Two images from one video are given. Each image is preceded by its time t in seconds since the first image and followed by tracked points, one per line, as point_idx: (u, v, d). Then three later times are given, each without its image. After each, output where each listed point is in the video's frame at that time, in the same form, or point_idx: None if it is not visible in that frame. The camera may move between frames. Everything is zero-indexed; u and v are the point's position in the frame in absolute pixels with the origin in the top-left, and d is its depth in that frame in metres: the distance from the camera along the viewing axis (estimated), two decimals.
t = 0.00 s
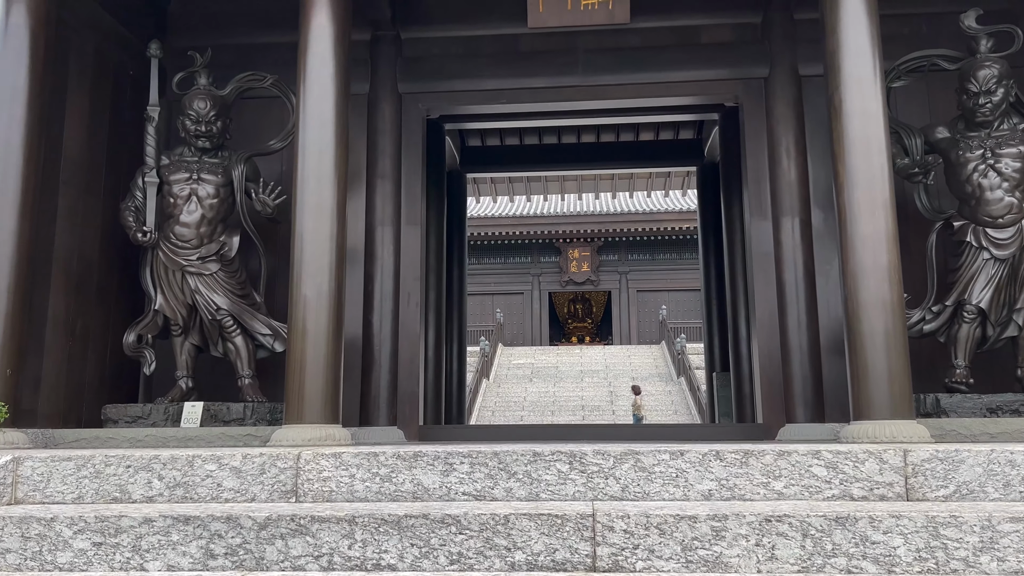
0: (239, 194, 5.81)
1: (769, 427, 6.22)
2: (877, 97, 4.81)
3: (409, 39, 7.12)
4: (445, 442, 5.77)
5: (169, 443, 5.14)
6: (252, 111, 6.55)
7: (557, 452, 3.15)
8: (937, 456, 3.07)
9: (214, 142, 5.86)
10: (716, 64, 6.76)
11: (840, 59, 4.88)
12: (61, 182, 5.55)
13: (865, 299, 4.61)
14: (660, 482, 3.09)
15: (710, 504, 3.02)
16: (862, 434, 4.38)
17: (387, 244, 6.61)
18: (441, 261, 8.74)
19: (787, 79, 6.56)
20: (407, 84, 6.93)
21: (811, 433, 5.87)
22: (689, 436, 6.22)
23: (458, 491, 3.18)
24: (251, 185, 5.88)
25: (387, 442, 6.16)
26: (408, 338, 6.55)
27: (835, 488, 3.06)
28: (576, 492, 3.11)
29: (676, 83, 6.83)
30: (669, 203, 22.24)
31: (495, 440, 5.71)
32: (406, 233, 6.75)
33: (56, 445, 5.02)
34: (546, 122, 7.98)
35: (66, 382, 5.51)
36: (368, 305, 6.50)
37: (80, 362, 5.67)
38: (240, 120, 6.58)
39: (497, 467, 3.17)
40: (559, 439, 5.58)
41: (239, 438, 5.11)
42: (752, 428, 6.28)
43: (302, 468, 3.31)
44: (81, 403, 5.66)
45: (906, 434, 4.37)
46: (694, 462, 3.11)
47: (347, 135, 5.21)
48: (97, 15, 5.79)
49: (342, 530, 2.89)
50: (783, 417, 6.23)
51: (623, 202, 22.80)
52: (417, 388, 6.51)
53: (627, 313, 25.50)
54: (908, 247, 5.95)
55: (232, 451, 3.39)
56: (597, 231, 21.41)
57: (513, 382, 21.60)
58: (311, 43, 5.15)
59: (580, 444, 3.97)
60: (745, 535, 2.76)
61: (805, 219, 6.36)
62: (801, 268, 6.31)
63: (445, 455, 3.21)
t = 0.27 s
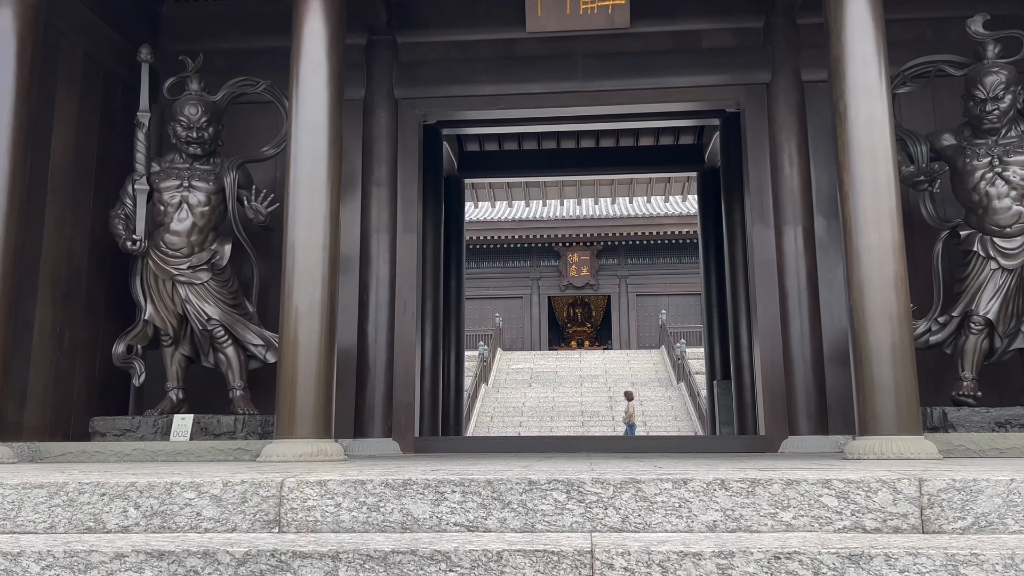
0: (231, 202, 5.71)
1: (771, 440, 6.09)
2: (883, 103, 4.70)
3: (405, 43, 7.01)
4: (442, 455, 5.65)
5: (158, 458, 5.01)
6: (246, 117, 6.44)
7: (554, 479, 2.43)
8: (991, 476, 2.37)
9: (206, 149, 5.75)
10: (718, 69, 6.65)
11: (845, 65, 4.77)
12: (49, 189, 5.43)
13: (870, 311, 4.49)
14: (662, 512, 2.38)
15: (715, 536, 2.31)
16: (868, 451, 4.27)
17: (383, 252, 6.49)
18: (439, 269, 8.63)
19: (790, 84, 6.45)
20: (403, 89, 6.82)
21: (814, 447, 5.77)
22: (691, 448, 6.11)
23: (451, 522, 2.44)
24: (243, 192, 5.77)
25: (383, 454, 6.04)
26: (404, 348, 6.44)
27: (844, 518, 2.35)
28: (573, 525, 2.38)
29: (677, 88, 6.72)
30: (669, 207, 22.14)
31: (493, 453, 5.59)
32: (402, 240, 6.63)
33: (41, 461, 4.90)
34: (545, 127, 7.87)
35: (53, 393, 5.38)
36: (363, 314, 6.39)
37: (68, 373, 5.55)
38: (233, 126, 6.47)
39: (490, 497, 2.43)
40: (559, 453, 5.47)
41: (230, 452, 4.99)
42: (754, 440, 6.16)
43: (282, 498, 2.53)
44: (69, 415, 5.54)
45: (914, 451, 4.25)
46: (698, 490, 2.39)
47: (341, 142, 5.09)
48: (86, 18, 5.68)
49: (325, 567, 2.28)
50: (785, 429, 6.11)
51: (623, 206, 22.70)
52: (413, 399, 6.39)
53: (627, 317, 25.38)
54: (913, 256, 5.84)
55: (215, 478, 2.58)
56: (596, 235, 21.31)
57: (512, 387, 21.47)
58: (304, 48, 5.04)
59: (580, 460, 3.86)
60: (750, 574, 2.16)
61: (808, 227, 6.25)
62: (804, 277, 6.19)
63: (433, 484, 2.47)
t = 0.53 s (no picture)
0: (220, 204, 5.58)
1: (772, 447, 5.96)
2: (888, 103, 4.58)
3: (399, 42, 6.88)
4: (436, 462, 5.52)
5: (144, 467, 4.88)
6: (236, 117, 6.32)
7: (547, 500, 2.16)
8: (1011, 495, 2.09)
9: (195, 150, 5.62)
10: (718, 69, 6.52)
11: (849, 63, 4.65)
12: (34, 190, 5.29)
13: (875, 315, 4.36)
14: (663, 535, 2.09)
15: (719, 562, 2.03)
16: (874, 461, 4.14)
17: (376, 255, 6.36)
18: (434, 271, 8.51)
19: (792, 83, 6.33)
20: (397, 88, 6.69)
21: (818, 455, 5.68)
22: (691, 455, 5.98)
23: (436, 546, 2.15)
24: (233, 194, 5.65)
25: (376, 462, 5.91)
26: (398, 352, 6.31)
27: (860, 542, 2.06)
28: (567, 548, 2.10)
29: (676, 87, 6.59)
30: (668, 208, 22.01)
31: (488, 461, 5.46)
32: (396, 242, 6.50)
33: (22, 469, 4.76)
34: (542, 128, 7.75)
35: (37, 400, 5.24)
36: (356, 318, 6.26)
37: (53, 379, 5.42)
38: (224, 126, 6.35)
39: (478, 519, 2.15)
40: (555, 461, 5.34)
41: (217, 460, 4.85)
42: (755, 447, 6.03)
43: (258, 518, 2.22)
44: (53, 422, 5.40)
45: (922, 461, 4.12)
46: (700, 510, 2.12)
47: (331, 143, 4.97)
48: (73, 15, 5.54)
49: None
50: (787, 435, 5.97)
51: (622, 207, 22.57)
52: (407, 404, 6.26)
53: (626, 318, 25.25)
54: (917, 259, 5.71)
55: (188, 498, 2.31)
56: (596, 236, 21.17)
57: (511, 389, 21.31)
58: (294, 46, 4.91)
59: (577, 472, 3.72)
60: None
61: (810, 229, 6.13)
62: (805, 280, 6.06)
63: (417, 505, 2.18)
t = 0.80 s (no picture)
0: (210, 208, 5.46)
1: (776, 455, 5.84)
2: (895, 104, 4.45)
3: (394, 42, 6.75)
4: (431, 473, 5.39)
5: (131, 478, 4.75)
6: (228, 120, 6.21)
7: (542, 531, 2.04)
8: None
9: (185, 153, 5.50)
10: (719, 68, 6.39)
11: (855, 63, 4.52)
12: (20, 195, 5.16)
13: (882, 324, 4.24)
14: (666, 569, 1.95)
15: None
16: (881, 474, 4.03)
17: (371, 259, 6.24)
18: (431, 275, 8.38)
19: (794, 84, 6.20)
20: (392, 89, 6.56)
21: (824, 465, 5.56)
22: (692, 464, 5.85)
23: None
24: (223, 198, 5.53)
25: (370, 471, 5.79)
26: (393, 358, 6.18)
27: None
28: None
29: (677, 88, 6.46)
30: (669, 208, 21.88)
31: (484, 472, 5.33)
32: (391, 246, 6.37)
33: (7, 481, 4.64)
34: (540, 128, 7.62)
35: (23, 410, 5.12)
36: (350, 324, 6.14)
37: (40, 388, 5.29)
38: (216, 128, 6.24)
39: (469, 551, 2.03)
40: (553, 471, 5.21)
41: (207, 472, 4.73)
42: (758, 456, 5.91)
43: (236, 550, 2.08)
44: (40, 432, 5.28)
45: (931, 475, 3.99)
46: (704, 542, 1.98)
47: (323, 146, 4.84)
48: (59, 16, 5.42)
49: None
50: (790, 444, 5.85)
51: (623, 207, 22.44)
52: (403, 412, 6.13)
53: (626, 319, 25.12)
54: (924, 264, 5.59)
55: (163, 527, 2.16)
56: (595, 237, 21.06)
57: (510, 390, 21.19)
58: (285, 47, 4.78)
59: (576, 489, 3.59)
60: None
61: (813, 232, 6.00)
62: (809, 285, 5.94)
63: (405, 536, 2.05)
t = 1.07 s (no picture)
0: (202, 202, 5.35)
1: (779, 454, 5.74)
2: (903, 95, 4.34)
3: (390, 33, 6.63)
4: (428, 471, 5.30)
5: (121, 479, 4.64)
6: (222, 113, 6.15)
7: (542, 540, 1.93)
8: None
9: (176, 146, 5.39)
10: (721, 60, 6.27)
11: (862, 54, 4.40)
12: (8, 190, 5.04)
13: (891, 321, 4.13)
14: None
15: None
16: (889, 474, 3.94)
17: (367, 254, 6.13)
18: (429, 271, 8.27)
19: (798, 76, 6.09)
20: (388, 81, 6.44)
21: (829, 464, 5.46)
22: (695, 463, 5.75)
23: None
24: (216, 193, 5.42)
25: (367, 470, 5.70)
26: (391, 355, 6.08)
27: None
28: None
29: (678, 80, 6.34)
30: (669, 203, 21.77)
31: (482, 471, 5.23)
32: (387, 242, 6.27)
33: None
34: (539, 121, 7.50)
35: (12, 410, 5.01)
36: (346, 321, 6.03)
37: (30, 387, 5.18)
38: (209, 120, 6.17)
39: (465, 563, 1.92)
40: (553, 471, 5.12)
41: (199, 473, 4.63)
42: (761, 455, 5.82)
43: (219, 562, 1.96)
44: (30, 432, 5.17)
45: (940, 475, 3.89)
46: (713, 554, 1.88)
47: (316, 140, 4.73)
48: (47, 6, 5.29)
49: None
50: (794, 442, 5.75)
51: (622, 202, 22.33)
52: (400, 410, 6.03)
53: (626, 314, 25.03)
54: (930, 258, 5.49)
55: (143, 537, 2.05)
56: (595, 232, 20.96)
57: (509, 386, 21.11)
58: (277, 38, 4.67)
59: (577, 490, 3.50)
60: None
61: (817, 227, 5.90)
62: (813, 280, 5.83)
63: (397, 546, 1.95)
